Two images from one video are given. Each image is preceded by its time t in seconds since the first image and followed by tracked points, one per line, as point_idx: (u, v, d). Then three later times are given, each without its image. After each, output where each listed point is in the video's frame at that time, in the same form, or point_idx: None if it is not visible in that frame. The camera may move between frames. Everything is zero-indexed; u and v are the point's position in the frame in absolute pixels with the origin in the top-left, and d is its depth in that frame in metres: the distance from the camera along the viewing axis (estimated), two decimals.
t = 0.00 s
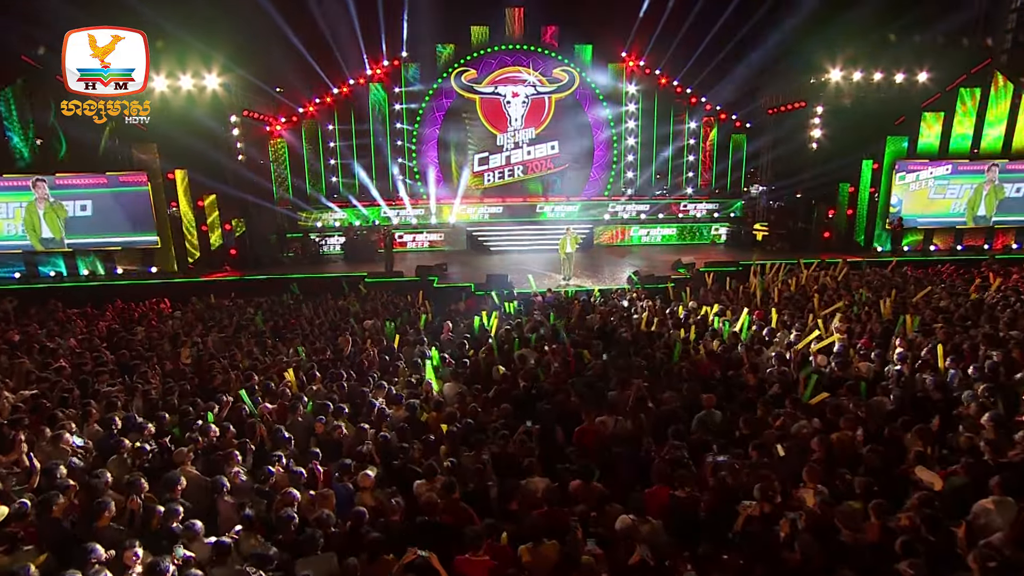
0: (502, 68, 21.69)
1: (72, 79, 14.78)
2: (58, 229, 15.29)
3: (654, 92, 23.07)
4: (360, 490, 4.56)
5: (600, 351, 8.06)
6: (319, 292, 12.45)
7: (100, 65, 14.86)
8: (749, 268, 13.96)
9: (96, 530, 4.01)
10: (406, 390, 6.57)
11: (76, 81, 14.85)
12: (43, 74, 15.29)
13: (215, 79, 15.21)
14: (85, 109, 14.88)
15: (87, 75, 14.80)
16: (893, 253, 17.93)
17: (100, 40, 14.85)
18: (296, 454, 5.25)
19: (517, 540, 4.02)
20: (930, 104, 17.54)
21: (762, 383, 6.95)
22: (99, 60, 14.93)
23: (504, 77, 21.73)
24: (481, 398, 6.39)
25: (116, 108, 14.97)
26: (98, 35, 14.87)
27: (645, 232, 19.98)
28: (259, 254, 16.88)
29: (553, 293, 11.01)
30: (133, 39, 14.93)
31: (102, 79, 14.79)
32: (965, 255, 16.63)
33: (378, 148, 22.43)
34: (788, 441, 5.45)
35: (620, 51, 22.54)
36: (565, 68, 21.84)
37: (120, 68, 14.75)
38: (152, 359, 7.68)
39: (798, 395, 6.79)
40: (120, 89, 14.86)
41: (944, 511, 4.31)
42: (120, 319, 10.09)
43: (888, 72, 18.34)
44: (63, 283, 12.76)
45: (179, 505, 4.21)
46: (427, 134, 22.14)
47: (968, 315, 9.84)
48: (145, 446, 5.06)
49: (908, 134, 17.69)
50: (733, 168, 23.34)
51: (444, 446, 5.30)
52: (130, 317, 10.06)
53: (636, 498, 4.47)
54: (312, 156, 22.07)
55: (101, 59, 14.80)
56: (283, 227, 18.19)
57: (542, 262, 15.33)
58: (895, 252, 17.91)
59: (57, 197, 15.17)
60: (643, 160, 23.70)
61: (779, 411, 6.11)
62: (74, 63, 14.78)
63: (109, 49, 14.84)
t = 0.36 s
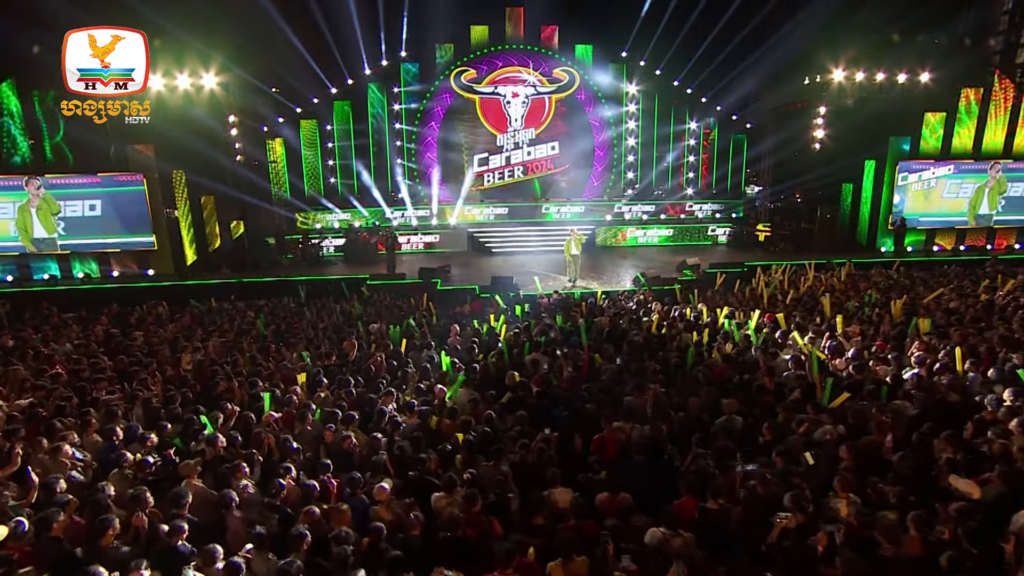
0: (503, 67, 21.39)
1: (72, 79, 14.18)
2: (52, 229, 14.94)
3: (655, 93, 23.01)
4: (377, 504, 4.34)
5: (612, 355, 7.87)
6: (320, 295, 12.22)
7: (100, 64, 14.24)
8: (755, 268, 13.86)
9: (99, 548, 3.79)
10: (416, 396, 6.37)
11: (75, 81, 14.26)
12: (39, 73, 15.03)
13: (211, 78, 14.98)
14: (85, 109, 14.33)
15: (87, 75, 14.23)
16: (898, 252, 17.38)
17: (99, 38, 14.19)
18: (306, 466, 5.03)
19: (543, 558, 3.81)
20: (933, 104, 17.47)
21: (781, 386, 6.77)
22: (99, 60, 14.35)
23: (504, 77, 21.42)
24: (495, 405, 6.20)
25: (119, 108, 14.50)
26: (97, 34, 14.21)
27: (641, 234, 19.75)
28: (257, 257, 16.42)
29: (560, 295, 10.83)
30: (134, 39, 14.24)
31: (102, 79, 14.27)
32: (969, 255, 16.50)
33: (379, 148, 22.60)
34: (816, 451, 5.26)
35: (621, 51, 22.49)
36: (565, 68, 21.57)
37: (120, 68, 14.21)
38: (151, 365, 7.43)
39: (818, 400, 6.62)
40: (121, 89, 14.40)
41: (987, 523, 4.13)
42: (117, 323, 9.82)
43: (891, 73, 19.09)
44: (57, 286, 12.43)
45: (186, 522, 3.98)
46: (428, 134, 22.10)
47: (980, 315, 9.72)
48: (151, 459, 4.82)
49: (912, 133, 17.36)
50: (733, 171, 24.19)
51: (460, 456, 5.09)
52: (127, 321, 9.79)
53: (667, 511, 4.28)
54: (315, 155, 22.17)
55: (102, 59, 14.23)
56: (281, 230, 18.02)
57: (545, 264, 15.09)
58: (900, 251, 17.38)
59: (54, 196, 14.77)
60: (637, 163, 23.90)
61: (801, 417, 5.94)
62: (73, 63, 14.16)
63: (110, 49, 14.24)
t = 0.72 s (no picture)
0: (504, 68, 21.38)
1: (72, 79, 14.59)
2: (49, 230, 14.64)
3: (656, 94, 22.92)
4: (398, 517, 4.16)
5: (626, 360, 7.71)
6: (323, 297, 12.03)
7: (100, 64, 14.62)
8: (761, 270, 13.78)
9: (108, 567, 3.60)
10: (429, 404, 6.20)
11: (76, 81, 14.59)
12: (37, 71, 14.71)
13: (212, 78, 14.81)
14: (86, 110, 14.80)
15: (88, 75, 14.58)
16: (902, 254, 17.51)
17: (99, 38, 14.53)
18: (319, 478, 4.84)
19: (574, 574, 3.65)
20: (936, 106, 17.26)
21: (801, 391, 6.61)
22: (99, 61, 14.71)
23: (505, 77, 21.42)
24: (511, 413, 6.03)
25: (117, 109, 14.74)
26: (98, 35, 14.59)
27: (640, 235, 19.61)
28: (256, 259, 15.98)
29: (568, 298, 10.68)
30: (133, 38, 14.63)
31: (102, 80, 14.59)
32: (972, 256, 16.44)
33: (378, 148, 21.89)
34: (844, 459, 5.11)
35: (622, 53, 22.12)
36: (568, 69, 21.65)
37: (120, 68, 14.55)
38: (154, 371, 7.23)
39: (839, 406, 6.48)
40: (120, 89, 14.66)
41: None
42: (116, 327, 9.60)
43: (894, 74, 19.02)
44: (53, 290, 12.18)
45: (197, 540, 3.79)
46: (428, 134, 22.20)
47: (993, 317, 9.63)
48: (157, 471, 4.61)
49: (915, 135, 17.42)
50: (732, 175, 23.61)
51: (479, 467, 4.91)
52: (127, 324, 9.58)
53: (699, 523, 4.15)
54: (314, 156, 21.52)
55: (102, 60, 14.60)
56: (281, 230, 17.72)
57: (549, 266, 14.97)
58: (903, 254, 17.50)
59: (47, 195, 14.47)
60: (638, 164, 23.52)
61: (825, 423, 5.79)
62: (73, 63, 14.56)
63: (110, 49, 14.58)
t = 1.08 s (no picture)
0: (506, 68, 21.47)
1: (72, 79, 14.21)
2: (60, 233, 14.48)
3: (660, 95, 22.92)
4: (422, 531, 3.99)
5: (642, 364, 7.57)
6: (326, 300, 11.85)
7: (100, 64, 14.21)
8: (768, 272, 13.68)
9: None
10: (445, 409, 6.04)
11: (75, 81, 14.29)
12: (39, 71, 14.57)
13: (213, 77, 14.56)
14: (86, 110, 14.39)
15: (87, 75, 14.24)
16: (907, 256, 17.41)
17: (100, 40, 14.24)
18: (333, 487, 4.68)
19: None
20: (941, 108, 17.30)
21: (824, 395, 6.45)
22: (99, 60, 14.35)
23: (508, 77, 21.50)
24: (528, 420, 5.88)
25: (119, 108, 14.33)
26: (98, 35, 14.27)
27: (638, 237, 19.55)
28: (258, 259, 15.83)
29: (577, 300, 10.55)
30: (134, 39, 14.32)
31: (102, 79, 14.21)
32: (978, 258, 16.35)
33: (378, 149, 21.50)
34: (876, 466, 4.96)
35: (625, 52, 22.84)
36: (570, 69, 21.74)
37: (120, 68, 14.16)
38: (160, 376, 7.05)
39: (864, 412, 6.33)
40: (121, 89, 14.29)
41: None
42: (117, 330, 9.41)
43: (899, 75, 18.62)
44: (52, 292, 11.97)
45: (217, 557, 3.63)
46: (430, 134, 22.01)
47: (1007, 319, 9.53)
48: (168, 483, 4.45)
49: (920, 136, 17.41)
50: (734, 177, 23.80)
51: (502, 477, 4.74)
52: (129, 328, 9.39)
53: (736, 535, 4.01)
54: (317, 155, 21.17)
55: (102, 60, 14.20)
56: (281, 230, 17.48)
57: (555, 267, 14.86)
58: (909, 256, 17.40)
59: (42, 195, 14.27)
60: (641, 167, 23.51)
61: (852, 429, 5.65)
62: (73, 63, 14.20)
63: (110, 50, 14.20)
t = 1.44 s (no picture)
0: (511, 68, 21.38)
1: (71, 79, 13.67)
2: (79, 232, 14.29)
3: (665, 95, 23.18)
4: (454, 541, 3.87)
5: (661, 368, 7.44)
6: (333, 302, 11.71)
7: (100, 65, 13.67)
8: (778, 274, 13.61)
9: None
10: (465, 415, 5.93)
11: (75, 81, 13.76)
12: (43, 69, 14.51)
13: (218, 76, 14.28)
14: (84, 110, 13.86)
15: (88, 75, 13.71)
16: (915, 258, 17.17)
17: (100, 40, 13.67)
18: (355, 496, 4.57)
19: None
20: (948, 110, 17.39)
21: (850, 400, 6.33)
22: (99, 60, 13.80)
23: (513, 78, 21.42)
24: (550, 426, 5.77)
25: (118, 108, 13.94)
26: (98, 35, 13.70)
27: (638, 237, 19.25)
28: (262, 260, 15.67)
29: (589, 302, 10.44)
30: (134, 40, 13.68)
31: (102, 79, 13.72)
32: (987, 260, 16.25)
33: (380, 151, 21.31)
34: (911, 473, 4.86)
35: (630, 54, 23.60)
36: (574, 70, 21.71)
37: (120, 68, 13.62)
38: (170, 379, 6.91)
39: (891, 418, 6.22)
40: (120, 89, 13.81)
41: None
42: (123, 332, 9.25)
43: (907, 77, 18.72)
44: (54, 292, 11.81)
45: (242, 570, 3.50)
46: (435, 134, 21.88)
47: None
48: (186, 493, 4.32)
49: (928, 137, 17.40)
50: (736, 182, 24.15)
51: (529, 484, 4.63)
52: (134, 330, 9.22)
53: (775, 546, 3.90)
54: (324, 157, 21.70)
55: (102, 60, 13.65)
56: (285, 231, 17.36)
57: (562, 269, 14.73)
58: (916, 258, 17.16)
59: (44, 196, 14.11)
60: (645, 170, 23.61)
61: (881, 436, 5.54)
62: (73, 63, 13.64)
63: (110, 50, 13.65)
